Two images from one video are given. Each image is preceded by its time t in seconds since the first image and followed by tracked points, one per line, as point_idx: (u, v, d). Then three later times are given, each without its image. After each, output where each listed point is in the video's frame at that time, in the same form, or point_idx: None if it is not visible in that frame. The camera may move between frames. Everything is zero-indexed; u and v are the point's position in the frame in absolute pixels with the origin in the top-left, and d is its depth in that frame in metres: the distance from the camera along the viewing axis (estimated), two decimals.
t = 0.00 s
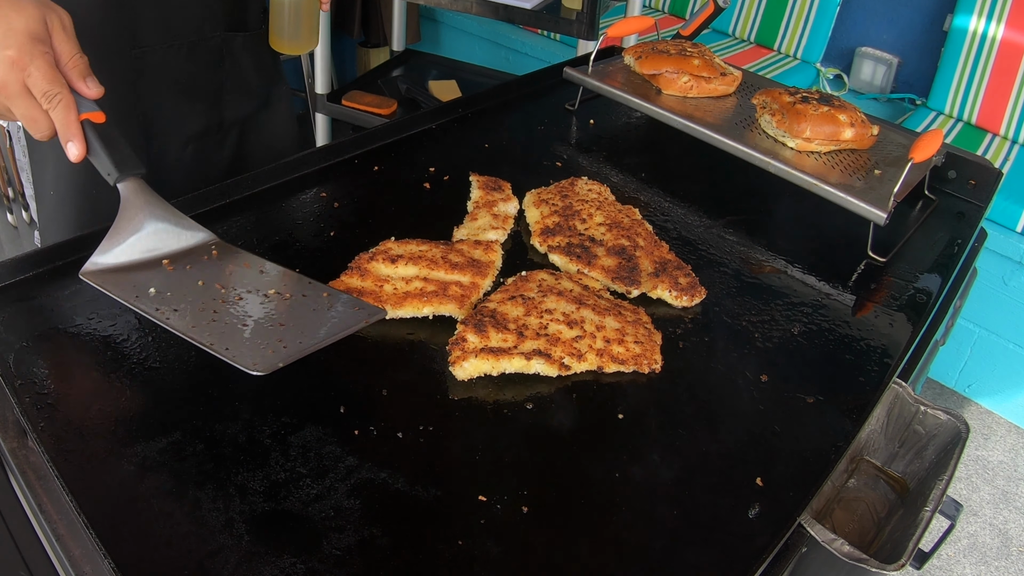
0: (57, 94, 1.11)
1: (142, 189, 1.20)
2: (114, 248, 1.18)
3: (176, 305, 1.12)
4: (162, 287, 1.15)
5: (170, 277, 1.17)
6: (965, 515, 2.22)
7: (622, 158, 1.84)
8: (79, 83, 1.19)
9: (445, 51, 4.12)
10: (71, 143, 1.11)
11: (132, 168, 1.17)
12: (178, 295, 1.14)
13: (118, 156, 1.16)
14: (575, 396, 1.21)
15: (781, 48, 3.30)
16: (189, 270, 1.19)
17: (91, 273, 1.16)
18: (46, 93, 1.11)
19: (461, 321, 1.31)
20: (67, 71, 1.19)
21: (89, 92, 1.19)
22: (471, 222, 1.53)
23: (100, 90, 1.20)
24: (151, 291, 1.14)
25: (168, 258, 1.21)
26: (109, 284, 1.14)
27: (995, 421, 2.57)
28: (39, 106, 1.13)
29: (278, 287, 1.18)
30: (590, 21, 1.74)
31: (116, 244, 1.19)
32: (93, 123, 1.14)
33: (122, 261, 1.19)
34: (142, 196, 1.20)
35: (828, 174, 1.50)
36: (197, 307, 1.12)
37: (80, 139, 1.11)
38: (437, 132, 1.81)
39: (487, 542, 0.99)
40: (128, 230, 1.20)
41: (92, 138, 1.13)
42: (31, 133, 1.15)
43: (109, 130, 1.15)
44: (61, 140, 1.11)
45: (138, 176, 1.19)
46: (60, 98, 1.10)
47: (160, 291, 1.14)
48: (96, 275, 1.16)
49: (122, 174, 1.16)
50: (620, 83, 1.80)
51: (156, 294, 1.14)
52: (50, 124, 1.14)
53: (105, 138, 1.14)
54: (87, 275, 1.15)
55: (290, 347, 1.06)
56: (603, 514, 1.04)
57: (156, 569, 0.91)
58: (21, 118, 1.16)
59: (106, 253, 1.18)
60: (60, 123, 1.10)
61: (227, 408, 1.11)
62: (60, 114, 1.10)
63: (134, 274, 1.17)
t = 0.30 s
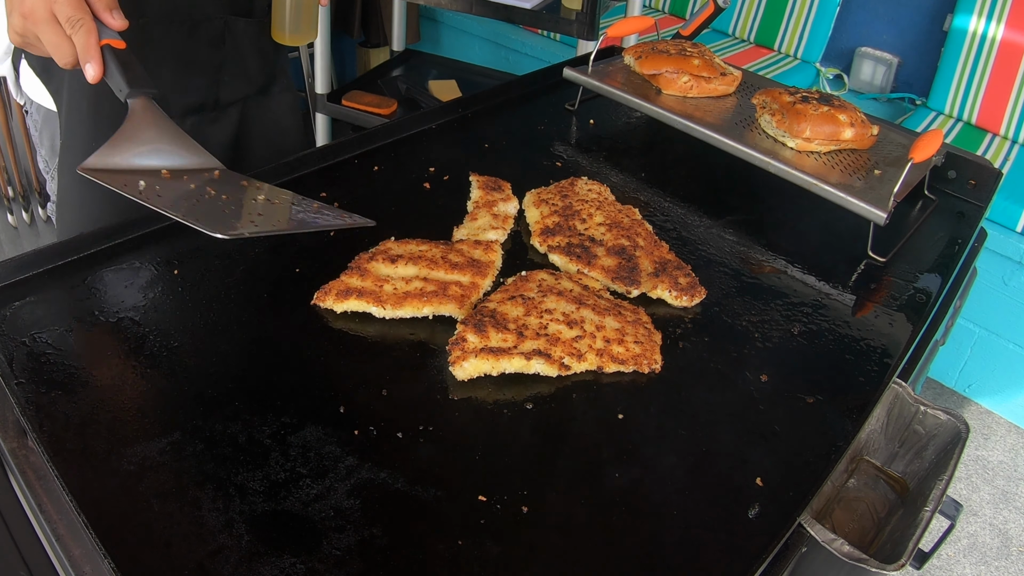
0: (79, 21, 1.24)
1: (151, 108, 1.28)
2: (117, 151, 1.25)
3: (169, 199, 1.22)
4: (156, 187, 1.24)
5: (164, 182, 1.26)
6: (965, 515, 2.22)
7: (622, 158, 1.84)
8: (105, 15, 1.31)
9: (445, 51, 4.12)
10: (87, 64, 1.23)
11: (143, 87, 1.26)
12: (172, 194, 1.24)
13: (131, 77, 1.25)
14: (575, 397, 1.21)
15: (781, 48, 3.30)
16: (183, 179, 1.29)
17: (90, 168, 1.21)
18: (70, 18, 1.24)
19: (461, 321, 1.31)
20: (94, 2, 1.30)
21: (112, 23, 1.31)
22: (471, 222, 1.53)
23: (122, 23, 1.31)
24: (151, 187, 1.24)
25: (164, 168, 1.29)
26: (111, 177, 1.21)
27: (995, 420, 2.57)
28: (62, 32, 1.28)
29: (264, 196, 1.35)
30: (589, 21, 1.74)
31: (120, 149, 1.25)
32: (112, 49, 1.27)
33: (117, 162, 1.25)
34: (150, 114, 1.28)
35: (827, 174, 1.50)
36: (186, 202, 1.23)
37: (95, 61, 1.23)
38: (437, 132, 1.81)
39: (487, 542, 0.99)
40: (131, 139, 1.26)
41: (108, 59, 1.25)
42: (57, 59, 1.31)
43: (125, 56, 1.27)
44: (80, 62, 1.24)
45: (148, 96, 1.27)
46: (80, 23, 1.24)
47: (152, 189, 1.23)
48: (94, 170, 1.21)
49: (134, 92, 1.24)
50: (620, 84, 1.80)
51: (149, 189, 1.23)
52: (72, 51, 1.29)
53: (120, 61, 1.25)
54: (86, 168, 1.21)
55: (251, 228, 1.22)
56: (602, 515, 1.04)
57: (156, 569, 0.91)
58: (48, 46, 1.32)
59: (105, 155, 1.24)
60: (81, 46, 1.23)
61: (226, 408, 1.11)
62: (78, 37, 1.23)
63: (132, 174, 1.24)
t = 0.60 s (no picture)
0: (17, 35, 1.25)
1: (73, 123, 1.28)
2: (35, 165, 1.24)
3: (78, 221, 1.20)
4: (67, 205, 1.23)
5: (79, 198, 1.25)
6: (965, 515, 2.22)
7: (622, 158, 1.84)
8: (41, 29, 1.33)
9: (445, 51, 4.12)
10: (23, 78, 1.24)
11: (70, 102, 1.26)
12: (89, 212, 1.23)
13: (60, 92, 1.25)
14: (575, 397, 1.21)
15: (781, 48, 3.30)
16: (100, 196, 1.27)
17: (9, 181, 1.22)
18: (8, 32, 1.26)
19: (461, 321, 1.31)
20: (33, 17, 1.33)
21: (49, 38, 1.34)
22: (471, 222, 1.53)
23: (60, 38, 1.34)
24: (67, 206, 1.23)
25: (82, 181, 1.28)
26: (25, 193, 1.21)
27: (994, 420, 2.57)
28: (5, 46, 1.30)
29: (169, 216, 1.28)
30: (589, 21, 1.74)
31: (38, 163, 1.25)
32: (48, 64, 1.27)
33: (38, 175, 1.25)
34: (74, 128, 1.28)
35: (827, 174, 1.50)
36: (93, 223, 1.21)
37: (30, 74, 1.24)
38: (437, 132, 1.81)
39: (487, 542, 0.99)
40: (55, 153, 1.26)
41: (41, 73, 1.25)
42: None
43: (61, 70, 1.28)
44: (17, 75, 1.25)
45: (76, 112, 1.27)
46: (17, 38, 1.25)
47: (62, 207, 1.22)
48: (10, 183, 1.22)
49: (61, 109, 1.24)
50: (620, 84, 1.80)
51: (57, 207, 1.22)
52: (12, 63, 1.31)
53: (52, 76, 1.26)
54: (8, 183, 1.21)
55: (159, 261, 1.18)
56: (602, 515, 1.04)
57: (156, 569, 0.91)
58: None
59: (28, 168, 1.24)
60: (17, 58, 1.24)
61: (227, 409, 1.11)
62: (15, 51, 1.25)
63: (42, 190, 1.24)
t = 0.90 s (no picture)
0: (83, 86, 1.16)
1: (160, 184, 1.24)
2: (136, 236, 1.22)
3: (196, 294, 1.17)
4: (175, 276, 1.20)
5: (185, 267, 1.22)
6: (965, 515, 2.22)
7: (622, 158, 1.84)
8: (105, 79, 1.25)
9: (445, 51, 4.13)
10: (94, 134, 1.15)
11: (153, 161, 1.21)
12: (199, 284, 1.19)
13: (140, 151, 1.19)
14: (575, 397, 1.21)
15: (781, 48, 3.30)
16: (201, 262, 1.24)
17: (112, 257, 1.20)
18: (73, 85, 1.17)
19: (461, 321, 1.31)
20: (95, 68, 1.26)
21: (113, 87, 1.25)
22: (471, 222, 1.53)
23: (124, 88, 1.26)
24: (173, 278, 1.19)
25: (180, 248, 1.25)
26: (130, 267, 1.19)
27: (994, 421, 2.57)
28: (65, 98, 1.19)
29: (288, 279, 1.23)
30: (589, 21, 1.74)
31: (137, 233, 1.23)
32: (117, 117, 1.19)
33: (138, 248, 1.23)
34: (161, 190, 1.25)
35: (827, 174, 1.50)
36: (219, 297, 1.17)
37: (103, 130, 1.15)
38: (437, 132, 1.81)
39: (487, 542, 0.99)
40: (147, 220, 1.24)
41: (115, 129, 1.17)
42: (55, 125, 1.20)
43: (132, 125, 1.20)
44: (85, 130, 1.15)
45: (158, 171, 1.23)
46: (85, 90, 1.16)
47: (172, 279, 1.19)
48: (114, 257, 1.20)
49: (144, 168, 1.19)
50: (620, 84, 1.80)
51: (174, 281, 1.18)
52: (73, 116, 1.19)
53: (127, 131, 1.18)
54: (105, 258, 1.19)
55: (301, 335, 1.12)
56: (602, 514, 1.04)
57: (156, 569, 0.92)
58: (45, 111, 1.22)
59: (122, 239, 1.22)
60: (85, 113, 1.15)
61: (226, 408, 1.11)
62: (83, 105, 1.15)
63: (150, 261, 1.21)
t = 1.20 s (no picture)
0: (66, 144, 1.10)
1: (163, 244, 1.18)
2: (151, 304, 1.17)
3: (225, 364, 1.12)
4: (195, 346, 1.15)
5: (204, 333, 1.17)
6: (965, 515, 2.21)
7: (622, 158, 1.83)
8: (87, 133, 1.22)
9: (445, 51, 4.12)
10: (84, 195, 1.09)
11: (151, 221, 1.15)
12: (224, 351, 1.14)
13: (136, 210, 1.14)
14: (575, 396, 1.21)
15: (781, 48, 3.30)
16: (219, 324, 1.19)
17: (130, 333, 1.14)
18: (57, 144, 1.10)
19: (461, 321, 1.31)
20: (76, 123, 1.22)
21: (96, 141, 1.21)
22: (472, 222, 1.53)
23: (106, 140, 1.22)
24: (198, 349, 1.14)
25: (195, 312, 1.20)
26: (150, 341, 1.14)
27: (994, 421, 2.57)
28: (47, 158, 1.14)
29: (314, 334, 1.19)
30: (590, 21, 1.74)
31: (150, 300, 1.17)
32: (105, 174, 1.13)
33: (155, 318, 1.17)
34: (165, 249, 1.19)
35: (828, 174, 1.50)
36: (255, 364, 1.13)
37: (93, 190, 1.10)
38: (438, 132, 1.81)
39: (487, 541, 0.99)
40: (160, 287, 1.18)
41: (106, 189, 1.12)
42: (35, 185, 1.16)
43: (120, 181, 1.15)
44: (74, 193, 1.10)
45: (160, 231, 1.18)
46: (69, 148, 1.10)
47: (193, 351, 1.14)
48: (131, 332, 1.15)
49: (143, 230, 1.14)
50: (620, 84, 1.80)
51: (203, 351, 1.14)
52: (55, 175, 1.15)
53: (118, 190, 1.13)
54: (123, 334, 1.14)
55: (359, 395, 1.09)
56: (602, 514, 1.04)
57: (156, 569, 0.92)
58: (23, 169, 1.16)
59: (133, 311, 1.16)
60: (72, 174, 1.09)
61: (226, 408, 1.11)
62: (70, 165, 1.10)
63: (167, 330, 1.16)
